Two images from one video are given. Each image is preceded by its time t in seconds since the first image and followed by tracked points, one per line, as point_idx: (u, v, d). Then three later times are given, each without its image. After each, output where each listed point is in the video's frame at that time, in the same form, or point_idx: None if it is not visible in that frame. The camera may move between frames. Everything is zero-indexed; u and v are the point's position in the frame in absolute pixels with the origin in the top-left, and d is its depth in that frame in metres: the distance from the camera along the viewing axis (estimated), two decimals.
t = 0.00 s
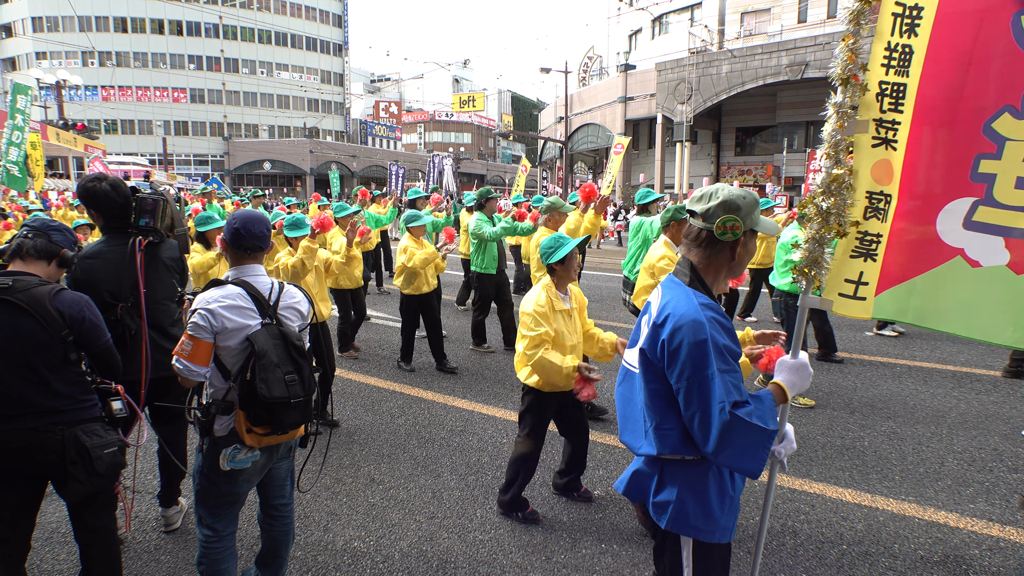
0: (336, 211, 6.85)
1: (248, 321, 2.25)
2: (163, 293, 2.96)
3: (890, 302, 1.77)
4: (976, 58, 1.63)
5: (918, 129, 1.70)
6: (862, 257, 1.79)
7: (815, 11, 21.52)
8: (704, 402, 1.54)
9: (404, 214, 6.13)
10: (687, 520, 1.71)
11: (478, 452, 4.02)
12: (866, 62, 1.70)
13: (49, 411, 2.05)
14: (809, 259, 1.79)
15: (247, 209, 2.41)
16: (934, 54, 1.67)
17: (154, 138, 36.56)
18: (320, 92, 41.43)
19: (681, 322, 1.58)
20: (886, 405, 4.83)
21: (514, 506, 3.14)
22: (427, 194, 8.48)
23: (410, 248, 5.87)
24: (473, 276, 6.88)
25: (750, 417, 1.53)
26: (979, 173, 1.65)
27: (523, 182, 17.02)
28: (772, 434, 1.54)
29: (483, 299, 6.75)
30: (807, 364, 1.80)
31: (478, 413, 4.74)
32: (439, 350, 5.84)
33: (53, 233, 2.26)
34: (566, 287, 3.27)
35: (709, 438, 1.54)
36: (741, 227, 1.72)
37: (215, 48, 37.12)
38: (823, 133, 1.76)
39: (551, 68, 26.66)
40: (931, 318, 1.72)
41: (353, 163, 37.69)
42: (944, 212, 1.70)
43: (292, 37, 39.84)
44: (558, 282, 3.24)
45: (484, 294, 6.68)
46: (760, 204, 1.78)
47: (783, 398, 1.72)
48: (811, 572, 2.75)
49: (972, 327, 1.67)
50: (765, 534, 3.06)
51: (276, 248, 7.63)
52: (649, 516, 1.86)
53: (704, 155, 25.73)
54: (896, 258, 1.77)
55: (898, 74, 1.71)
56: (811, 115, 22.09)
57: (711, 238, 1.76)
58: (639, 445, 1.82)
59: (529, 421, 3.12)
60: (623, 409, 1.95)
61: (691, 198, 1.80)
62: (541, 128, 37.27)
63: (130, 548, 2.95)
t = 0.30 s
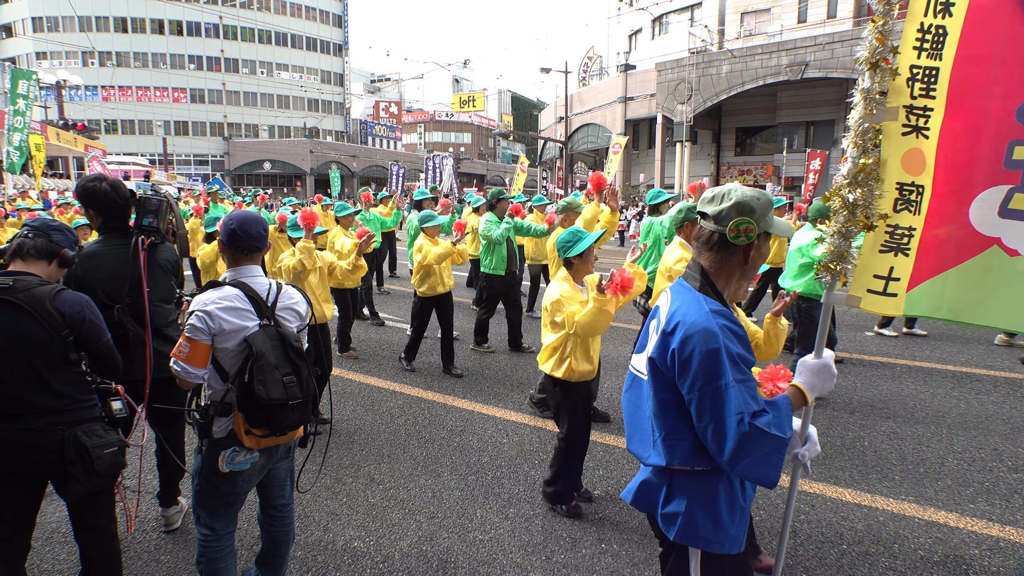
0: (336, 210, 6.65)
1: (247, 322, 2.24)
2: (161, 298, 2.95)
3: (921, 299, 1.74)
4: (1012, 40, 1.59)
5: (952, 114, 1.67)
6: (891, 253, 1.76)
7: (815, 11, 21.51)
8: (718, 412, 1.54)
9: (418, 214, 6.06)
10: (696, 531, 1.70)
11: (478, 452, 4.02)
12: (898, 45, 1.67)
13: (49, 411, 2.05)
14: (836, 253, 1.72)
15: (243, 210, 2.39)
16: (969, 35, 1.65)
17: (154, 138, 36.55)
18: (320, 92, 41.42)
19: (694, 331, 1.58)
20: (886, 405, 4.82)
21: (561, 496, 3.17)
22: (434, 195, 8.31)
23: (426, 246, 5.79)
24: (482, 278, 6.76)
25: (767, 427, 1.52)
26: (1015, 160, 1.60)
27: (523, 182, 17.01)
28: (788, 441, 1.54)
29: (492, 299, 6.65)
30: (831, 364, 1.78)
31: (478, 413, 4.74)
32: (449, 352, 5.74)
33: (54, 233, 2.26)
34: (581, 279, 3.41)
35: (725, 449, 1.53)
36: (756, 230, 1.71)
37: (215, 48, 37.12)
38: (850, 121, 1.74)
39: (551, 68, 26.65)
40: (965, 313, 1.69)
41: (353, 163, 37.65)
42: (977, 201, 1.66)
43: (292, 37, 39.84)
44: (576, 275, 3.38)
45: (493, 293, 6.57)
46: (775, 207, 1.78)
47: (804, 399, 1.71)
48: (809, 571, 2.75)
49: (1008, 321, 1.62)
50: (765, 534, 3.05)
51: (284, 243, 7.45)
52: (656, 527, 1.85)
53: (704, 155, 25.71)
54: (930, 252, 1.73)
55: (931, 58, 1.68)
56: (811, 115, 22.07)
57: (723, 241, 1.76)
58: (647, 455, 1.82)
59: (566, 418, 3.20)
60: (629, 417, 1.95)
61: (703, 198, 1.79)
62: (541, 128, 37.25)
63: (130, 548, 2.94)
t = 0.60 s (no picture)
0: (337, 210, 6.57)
1: (237, 321, 2.22)
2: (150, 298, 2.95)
3: (941, 305, 1.77)
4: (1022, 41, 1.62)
5: (968, 115, 1.68)
6: (905, 256, 1.78)
7: (815, 11, 21.49)
8: (728, 413, 1.53)
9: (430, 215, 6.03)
10: (703, 533, 1.72)
11: (478, 452, 4.02)
12: (910, 44, 1.67)
13: (48, 411, 2.05)
14: (849, 258, 1.76)
15: (237, 209, 2.41)
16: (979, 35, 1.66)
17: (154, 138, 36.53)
18: (320, 92, 41.41)
19: (706, 330, 1.58)
20: (886, 405, 4.82)
21: (603, 502, 3.16)
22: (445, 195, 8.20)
23: (442, 250, 5.72)
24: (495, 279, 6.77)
25: (778, 431, 1.51)
26: None
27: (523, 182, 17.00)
28: (799, 445, 1.54)
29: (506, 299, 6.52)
30: (845, 370, 1.79)
31: (478, 413, 4.73)
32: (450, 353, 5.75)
33: (53, 233, 2.26)
34: (589, 285, 3.33)
35: (734, 450, 1.53)
36: (773, 230, 1.71)
37: (215, 48, 37.10)
38: (863, 123, 1.75)
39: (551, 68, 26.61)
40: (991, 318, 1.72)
41: (353, 163, 37.63)
42: (997, 205, 1.69)
43: (292, 37, 39.83)
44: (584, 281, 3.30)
45: (507, 296, 6.51)
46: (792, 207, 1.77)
47: (816, 406, 1.72)
48: (810, 571, 2.74)
49: None
50: (766, 534, 3.05)
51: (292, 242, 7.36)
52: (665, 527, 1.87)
53: (704, 155, 25.71)
54: (952, 258, 1.75)
55: (945, 57, 1.68)
56: (811, 115, 22.07)
57: (740, 240, 1.75)
58: (658, 455, 1.82)
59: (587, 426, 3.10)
60: (641, 416, 1.94)
61: (718, 198, 1.78)
62: (541, 128, 37.23)
63: (130, 549, 2.94)
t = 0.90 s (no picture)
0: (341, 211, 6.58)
1: (227, 320, 2.22)
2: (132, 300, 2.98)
3: (967, 304, 1.76)
4: None
5: (994, 110, 1.68)
6: (925, 254, 1.80)
7: (815, 11, 21.49)
8: (752, 411, 1.54)
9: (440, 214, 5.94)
10: (731, 531, 1.73)
11: (478, 452, 4.01)
12: (928, 42, 1.72)
13: (48, 411, 2.05)
14: (868, 255, 1.77)
15: (228, 206, 2.39)
16: (1004, 29, 1.68)
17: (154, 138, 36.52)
18: (320, 93, 41.39)
19: (728, 328, 1.59)
20: (886, 405, 4.81)
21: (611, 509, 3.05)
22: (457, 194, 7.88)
23: (449, 251, 5.65)
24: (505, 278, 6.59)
25: (802, 427, 1.51)
26: None
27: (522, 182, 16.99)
28: (824, 442, 1.53)
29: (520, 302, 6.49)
30: (868, 368, 1.76)
31: (478, 413, 4.73)
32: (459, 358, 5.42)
33: (52, 233, 2.25)
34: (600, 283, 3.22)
35: (758, 447, 1.54)
36: (791, 229, 1.71)
37: (215, 48, 37.08)
38: (881, 121, 1.77)
39: (551, 68, 26.63)
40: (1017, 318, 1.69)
41: (353, 163, 37.58)
42: None
43: (292, 37, 39.83)
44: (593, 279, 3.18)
45: (522, 294, 6.43)
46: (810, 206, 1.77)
47: (839, 403, 1.71)
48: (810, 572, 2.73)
49: None
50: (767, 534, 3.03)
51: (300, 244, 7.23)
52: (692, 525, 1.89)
53: (704, 155, 25.67)
54: (976, 259, 1.74)
55: (968, 51, 1.71)
56: (811, 116, 22.07)
57: (760, 240, 1.76)
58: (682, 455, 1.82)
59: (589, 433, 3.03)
60: (666, 415, 1.96)
61: (736, 198, 1.80)
62: (541, 128, 37.20)
63: (130, 548, 2.94)
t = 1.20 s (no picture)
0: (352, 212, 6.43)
1: (221, 321, 2.22)
2: (117, 301, 2.95)
3: (986, 300, 1.75)
4: None
5: (1018, 105, 1.68)
6: (944, 249, 1.81)
7: (815, 11, 21.49)
8: (778, 403, 1.55)
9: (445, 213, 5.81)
10: (758, 523, 1.73)
11: (478, 452, 4.02)
12: (951, 40, 1.73)
13: (49, 411, 2.05)
14: (893, 250, 1.82)
15: (222, 206, 2.38)
16: None
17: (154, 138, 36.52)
18: (320, 93, 41.38)
19: (755, 321, 1.60)
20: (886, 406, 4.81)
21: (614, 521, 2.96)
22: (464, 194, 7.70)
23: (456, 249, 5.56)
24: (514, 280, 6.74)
25: (826, 419, 1.52)
26: None
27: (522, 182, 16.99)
28: (849, 435, 1.53)
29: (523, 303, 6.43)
30: (891, 361, 1.79)
31: (478, 413, 4.73)
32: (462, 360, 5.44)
33: (51, 233, 2.25)
34: (615, 290, 3.14)
35: (783, 439, 1.54)
36: (819, 226, 1.72)
37: (215, 48, 37.08)
38: (903, 120, 1.81)
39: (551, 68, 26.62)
40: None
41: (353, 163, 37.54)
42: None
43: (292, 37, 39.83)
44: (607, 287, 3.11)
45: (529, 298, 6.39)
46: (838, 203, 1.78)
47: (863, 397, 1.73)
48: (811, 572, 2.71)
49: None
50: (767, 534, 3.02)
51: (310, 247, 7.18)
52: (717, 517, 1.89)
53: (704, 155, 25.67)
54: (995, 256, 1.74)
55: (993, 46, 1.71)
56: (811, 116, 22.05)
57: (787, 237, 1.76)
58: (708, 446, 1.82)
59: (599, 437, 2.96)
60: (692, 408, 1.97)
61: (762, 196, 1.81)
62: (541, 128, 37.19)
63: (130, 548, 2.94)
